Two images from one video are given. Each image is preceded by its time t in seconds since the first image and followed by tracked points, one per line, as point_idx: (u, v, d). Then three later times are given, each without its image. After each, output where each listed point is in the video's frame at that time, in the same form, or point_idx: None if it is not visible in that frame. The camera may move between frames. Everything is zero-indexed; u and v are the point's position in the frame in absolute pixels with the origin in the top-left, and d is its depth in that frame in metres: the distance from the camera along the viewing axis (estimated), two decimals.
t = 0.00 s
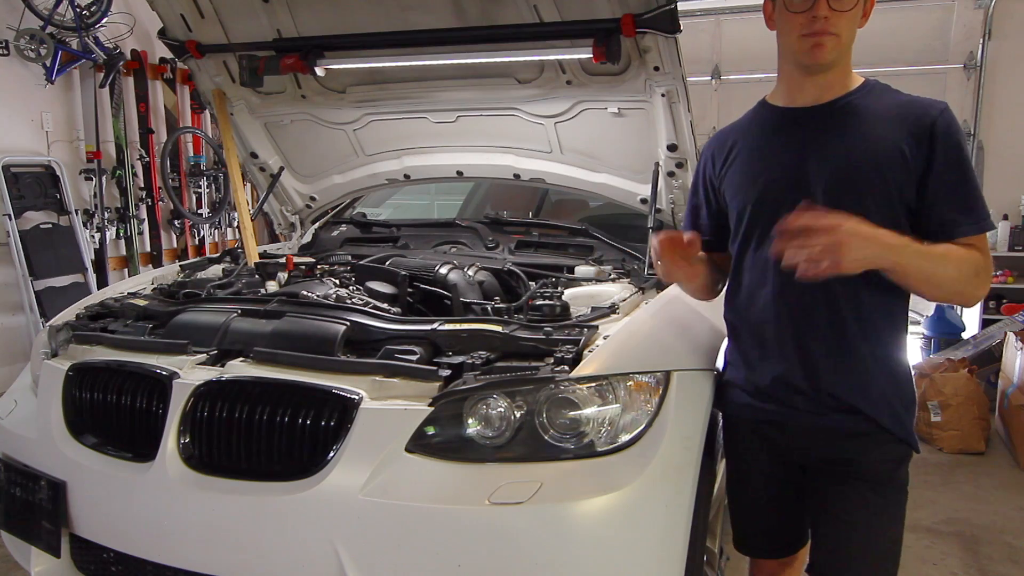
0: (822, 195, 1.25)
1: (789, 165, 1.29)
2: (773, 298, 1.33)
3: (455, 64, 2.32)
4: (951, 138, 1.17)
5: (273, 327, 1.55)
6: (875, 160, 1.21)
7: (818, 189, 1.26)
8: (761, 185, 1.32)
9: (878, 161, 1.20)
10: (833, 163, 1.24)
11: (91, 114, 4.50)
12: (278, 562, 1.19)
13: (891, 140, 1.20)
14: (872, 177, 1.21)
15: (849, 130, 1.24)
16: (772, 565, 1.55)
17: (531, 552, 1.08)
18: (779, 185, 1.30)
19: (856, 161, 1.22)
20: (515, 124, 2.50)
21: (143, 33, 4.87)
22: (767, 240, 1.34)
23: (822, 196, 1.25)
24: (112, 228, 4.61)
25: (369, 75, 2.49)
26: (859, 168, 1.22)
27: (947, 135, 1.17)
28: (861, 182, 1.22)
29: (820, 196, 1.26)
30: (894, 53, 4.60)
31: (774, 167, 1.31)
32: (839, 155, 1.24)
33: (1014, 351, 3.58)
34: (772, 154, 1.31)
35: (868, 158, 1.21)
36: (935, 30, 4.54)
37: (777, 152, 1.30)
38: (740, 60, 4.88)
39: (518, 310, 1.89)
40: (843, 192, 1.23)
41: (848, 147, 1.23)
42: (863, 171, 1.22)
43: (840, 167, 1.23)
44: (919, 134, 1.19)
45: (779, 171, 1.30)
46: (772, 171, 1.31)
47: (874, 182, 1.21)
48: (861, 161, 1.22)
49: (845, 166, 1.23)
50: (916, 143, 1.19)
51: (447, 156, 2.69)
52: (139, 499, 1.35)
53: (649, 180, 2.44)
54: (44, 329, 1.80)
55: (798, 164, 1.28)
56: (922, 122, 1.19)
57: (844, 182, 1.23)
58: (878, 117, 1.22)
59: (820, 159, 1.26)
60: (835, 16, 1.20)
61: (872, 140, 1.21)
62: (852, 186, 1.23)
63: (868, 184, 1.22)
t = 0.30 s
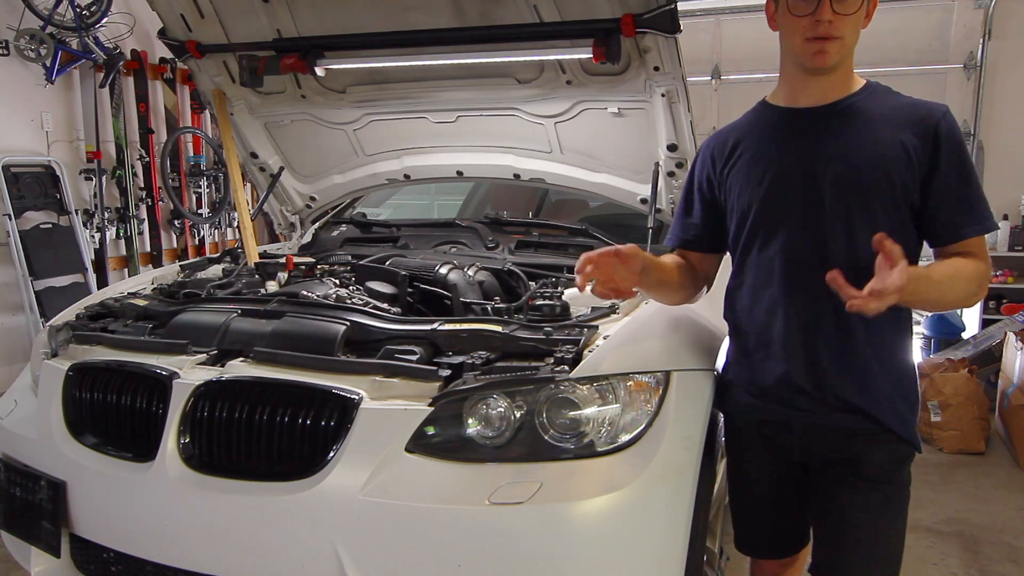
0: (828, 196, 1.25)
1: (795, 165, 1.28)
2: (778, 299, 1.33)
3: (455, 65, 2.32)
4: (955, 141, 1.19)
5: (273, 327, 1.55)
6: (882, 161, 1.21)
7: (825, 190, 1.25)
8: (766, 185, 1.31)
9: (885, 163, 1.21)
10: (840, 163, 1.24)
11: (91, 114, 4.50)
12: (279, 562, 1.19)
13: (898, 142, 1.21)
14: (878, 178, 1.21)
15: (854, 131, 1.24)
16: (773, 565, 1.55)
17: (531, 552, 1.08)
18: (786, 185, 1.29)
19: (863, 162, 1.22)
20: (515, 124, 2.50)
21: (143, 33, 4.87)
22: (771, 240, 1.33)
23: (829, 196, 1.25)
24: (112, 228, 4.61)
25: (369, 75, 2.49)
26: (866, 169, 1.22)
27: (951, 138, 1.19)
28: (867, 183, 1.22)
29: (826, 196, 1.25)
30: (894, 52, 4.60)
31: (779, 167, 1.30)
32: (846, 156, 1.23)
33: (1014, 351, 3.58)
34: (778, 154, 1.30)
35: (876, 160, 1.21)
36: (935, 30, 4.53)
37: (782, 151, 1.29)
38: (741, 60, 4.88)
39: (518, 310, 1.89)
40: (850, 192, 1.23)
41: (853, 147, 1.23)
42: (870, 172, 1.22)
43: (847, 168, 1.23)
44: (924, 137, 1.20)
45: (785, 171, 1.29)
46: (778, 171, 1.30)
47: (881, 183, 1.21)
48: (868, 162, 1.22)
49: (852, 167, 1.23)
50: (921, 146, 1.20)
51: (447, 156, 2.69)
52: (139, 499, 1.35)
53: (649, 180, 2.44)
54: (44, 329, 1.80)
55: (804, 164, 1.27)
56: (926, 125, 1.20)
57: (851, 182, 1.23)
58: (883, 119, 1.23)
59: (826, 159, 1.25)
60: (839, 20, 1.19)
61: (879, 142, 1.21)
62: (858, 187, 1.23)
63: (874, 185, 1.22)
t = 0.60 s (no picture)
0: (823, 196, 1.25)
1: (789, 166, 1.28)
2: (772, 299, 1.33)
3: (455, 65, 2.32)
4: (951, 142, 1.18)
5: (273, 327, 1.55)
6: (876, 163, 1.21)
7: (818, 191, 1.25)
8: (762, 185, 1.31)
9: (879, 165, 1.21)
10: (834, 165, 1.24)
11: (91, 114, 4.50)
12: (279, 562, 1.19)
13: (892, 143, 1.20)
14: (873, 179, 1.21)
15: (850, 132, 1.23)
16: (773, 566, 1.55)
17: (532, 552, 1.08)
18: (780, 186, 1.29)
19: (857, 163, 1.22)
20: (515, 124, 2.50)
21: (143, 33, 4.87)
22: (767, 241, 1.33)
23: (823, 197, 1.25)
24: (112, 228, 4.61)
25: (369, 75, 2.49)
26: (859, 171, 1.22)
27: (947, 139, 1.18)
28: (861, 185, 1.22)
29: (820, 197, 1.25)
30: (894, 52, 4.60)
31: (775, 167, 1.30)
32: (840, 157, 1.23)
33: (1014, 351, 3.59)
34: (772, 155, 1.30)
35: (869, 161, 1.21)
36: (935, 30, 4.53)
37: (778, 152, 1.30)
38: (741, 60, 4.88)
39: (518, 309, 1.89)
40: (844, 194, 1.23)
41: (849, 148, 1.23)
42: (863, 174, 1.21)
43: (842, 169, 1.23)
44: (919, 138, 1.20)
45: (780, 172, 1.29)
46: (773, 173, 1.30)
47: (874, 185, 1.21)
48: (862, 164, 1.22)
49: (846, 168, 1.23)
50: (917, 147, 1.20)
51: (447, 156, 2.69)
52: (139, 499, 1.35)
53: (649, 180, 2.44)
54: (44, 329, 1.80)
55: (799, 164, 1.27)
56: (923, 127, 1.20)
57: (846, 184, 1.23)
58: (879, 120, 1.23)
59: (821, 160, 1.25)
60: (837, 31, 1.20)
61: (873, 143, 1.21)
62: (853, 188, 1.22)
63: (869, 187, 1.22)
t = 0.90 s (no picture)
0: (820, 196, 1.25)
1: (786, 167, 1.29)
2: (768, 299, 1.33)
3: (455, 65, 2.32)
4: (949, 144, 1.17)
5: (273, 327, 1.55)
6: (873, 163, 1.21)
7: (815, 191, 1.25)
8: (760, 184, 1.32)
9: (876, 165, 1.21)
10: (831, 165, 1.24)
11: (91, 114, 4.50)
12: (278, 562, 1.19)
13: (890, 145, 1.21)
14: (871, 180, 1.21)
15: (848, 132, 1.24)
16: (772, 566, 1.55)
17: (532, 552, 1.08)
18: (777, 185, 1.30)
19: (854, 164, 1.22)
20: (515, 124, 2.50)
21: (143, 33, 4.87)
22: (764, 240, 1.34)
23: (820, 197, 1.25)
24: (112, 228, 4.60)
25: (368, 75, 2.49)
26: (855, 172, 1.22)
27: (944, 141, 1.17)
28: (858, 184, 1.22)
29: (817, 196, 1.25)
30: (894, 52, 4.61)
31: (772, 166, 1.30)
32: (837, 158, 1.24)
33: (1014, 351, 3.58)
34: (770, 156, 1.31)
35: (866, 162, 1.21)
36: (935, 30, 4.53)
37: (776, 151, 1.30)
38: (741, 60, 4.88)
39: (518, 309, 1.89)
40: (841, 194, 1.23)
41: (847, 149, 1.23)
42: (860, 175, 1.22)
43: (839, 168, 1.23)
44: (917, 140, 1.20)
45: (778, 171, 1.30)
46: (770, 171, 1.30)
47: (871, 186, 1.21)
48: (859, 164, 1.22)
49: (843, 168, 1.23)
50: (915, 149, 1.20)
51: (447, 156, 2.69)
52: (139, 499, 1.35)
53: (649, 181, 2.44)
54: (44, 329, 1.80)
55: (796, 164, 1.28)
56: (921, 128, 1.20)
57: (843, 184, 1.23)
58: (877, 121, 1.23)
59: (819, 160, 1.25)
60: (836, 25, 1.20)
61: (870, 144, 1.21)
62: (851, 188, 1.23)
63: (866, 187, 1.22)
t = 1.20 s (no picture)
0: (821, 196, 1.25)
1: (789, 167, 1.29)
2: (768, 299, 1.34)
3: (455, 65, 2.32)
4: (953, 148, 1.15)
5: (273, 327, 1.55)
6: (876, 165, 1.20)
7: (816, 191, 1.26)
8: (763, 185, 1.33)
9: (879, 167, 1.20)
10: (833, 166, 1.24)
11: (91, 114, 4.50)
12: (278, 562, 1.19)
13: (893, 147, 1.19)
14: (873, 182, 1.21)
15: (853, 133, 1.23)
16: (772, 565, 1.55)
17: (531, 552, 1.08)
18: (779, 184, 1.31)
19: (856, 165, 1.22)
20: (515, 124, 2.50)
21: (143, 33, 4.87)
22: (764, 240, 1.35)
23: (822, 199, 1.25)
24: (112, 228, 4.61)
25: (368, 75, 2.49)
26: (857, 174, 1.22)
27: (949, 145, 1.16)
28: (860, 186, 1.22)
29: (818, 197, 1.26)
30: (894, 53, 4.62)
31: (776, 166, 1.31)
32: (839, 159, 1.23)
33: (1014, 350, 3.59)
34: (773, 156, 1.31)
35: (869, 164, 1.21)
36: (935, 30, 4.54)
37: (779, 150, 1.31)
38: (741, 60, 4.89)
39: (518, 309, 1.89)
40: (842, 195, 1.23)
41: (850, 150, 1.23)
42: (863, 176, 1.21)
43: (841, 170, 1.23)
44: (921, 142, 1.18)
45: (780, 171, 1.31)
46: (774, 171, 1.31)
47: (873, 187, 1.21)
48: (861, 166, 1.21)
49: (845, 170, 1.23)
50: (919, 151, 1.18)
51: (447, 156, 2.69)
52: (139, 499, 1.35)
53: (649, 180, 2.44)
54: (44, 329, 1.80)
55: (799, 163, 1.28)
56: (926, 130, 1.18)
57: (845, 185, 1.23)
58: (882, 122, 1.21)
59: (821, 160, 1.25)
60: (801, 21, 1.19)
61: (874, 146, 1.21)
62: (852, 190, 1.23)
63: (867, 189, 1.21)
